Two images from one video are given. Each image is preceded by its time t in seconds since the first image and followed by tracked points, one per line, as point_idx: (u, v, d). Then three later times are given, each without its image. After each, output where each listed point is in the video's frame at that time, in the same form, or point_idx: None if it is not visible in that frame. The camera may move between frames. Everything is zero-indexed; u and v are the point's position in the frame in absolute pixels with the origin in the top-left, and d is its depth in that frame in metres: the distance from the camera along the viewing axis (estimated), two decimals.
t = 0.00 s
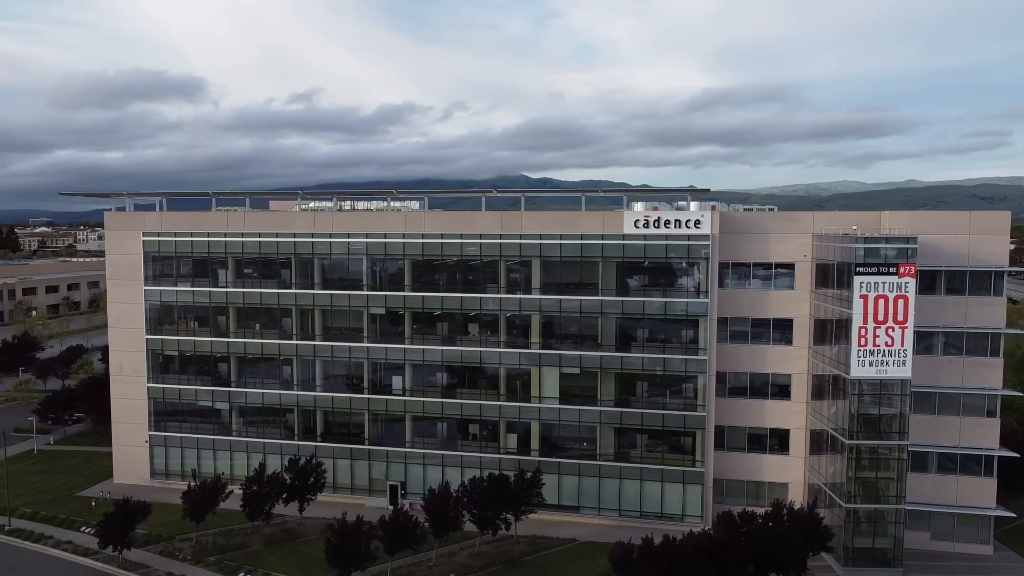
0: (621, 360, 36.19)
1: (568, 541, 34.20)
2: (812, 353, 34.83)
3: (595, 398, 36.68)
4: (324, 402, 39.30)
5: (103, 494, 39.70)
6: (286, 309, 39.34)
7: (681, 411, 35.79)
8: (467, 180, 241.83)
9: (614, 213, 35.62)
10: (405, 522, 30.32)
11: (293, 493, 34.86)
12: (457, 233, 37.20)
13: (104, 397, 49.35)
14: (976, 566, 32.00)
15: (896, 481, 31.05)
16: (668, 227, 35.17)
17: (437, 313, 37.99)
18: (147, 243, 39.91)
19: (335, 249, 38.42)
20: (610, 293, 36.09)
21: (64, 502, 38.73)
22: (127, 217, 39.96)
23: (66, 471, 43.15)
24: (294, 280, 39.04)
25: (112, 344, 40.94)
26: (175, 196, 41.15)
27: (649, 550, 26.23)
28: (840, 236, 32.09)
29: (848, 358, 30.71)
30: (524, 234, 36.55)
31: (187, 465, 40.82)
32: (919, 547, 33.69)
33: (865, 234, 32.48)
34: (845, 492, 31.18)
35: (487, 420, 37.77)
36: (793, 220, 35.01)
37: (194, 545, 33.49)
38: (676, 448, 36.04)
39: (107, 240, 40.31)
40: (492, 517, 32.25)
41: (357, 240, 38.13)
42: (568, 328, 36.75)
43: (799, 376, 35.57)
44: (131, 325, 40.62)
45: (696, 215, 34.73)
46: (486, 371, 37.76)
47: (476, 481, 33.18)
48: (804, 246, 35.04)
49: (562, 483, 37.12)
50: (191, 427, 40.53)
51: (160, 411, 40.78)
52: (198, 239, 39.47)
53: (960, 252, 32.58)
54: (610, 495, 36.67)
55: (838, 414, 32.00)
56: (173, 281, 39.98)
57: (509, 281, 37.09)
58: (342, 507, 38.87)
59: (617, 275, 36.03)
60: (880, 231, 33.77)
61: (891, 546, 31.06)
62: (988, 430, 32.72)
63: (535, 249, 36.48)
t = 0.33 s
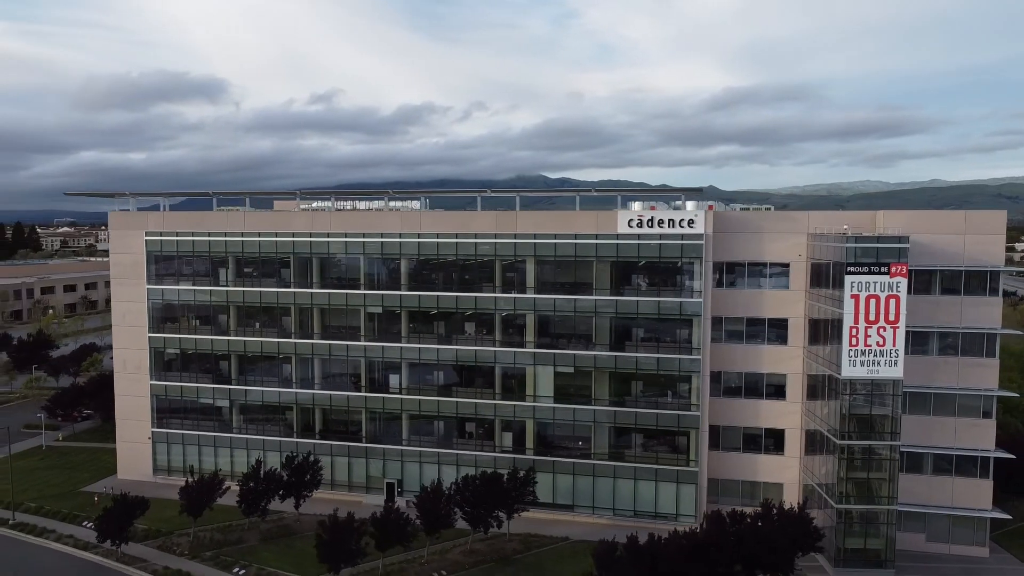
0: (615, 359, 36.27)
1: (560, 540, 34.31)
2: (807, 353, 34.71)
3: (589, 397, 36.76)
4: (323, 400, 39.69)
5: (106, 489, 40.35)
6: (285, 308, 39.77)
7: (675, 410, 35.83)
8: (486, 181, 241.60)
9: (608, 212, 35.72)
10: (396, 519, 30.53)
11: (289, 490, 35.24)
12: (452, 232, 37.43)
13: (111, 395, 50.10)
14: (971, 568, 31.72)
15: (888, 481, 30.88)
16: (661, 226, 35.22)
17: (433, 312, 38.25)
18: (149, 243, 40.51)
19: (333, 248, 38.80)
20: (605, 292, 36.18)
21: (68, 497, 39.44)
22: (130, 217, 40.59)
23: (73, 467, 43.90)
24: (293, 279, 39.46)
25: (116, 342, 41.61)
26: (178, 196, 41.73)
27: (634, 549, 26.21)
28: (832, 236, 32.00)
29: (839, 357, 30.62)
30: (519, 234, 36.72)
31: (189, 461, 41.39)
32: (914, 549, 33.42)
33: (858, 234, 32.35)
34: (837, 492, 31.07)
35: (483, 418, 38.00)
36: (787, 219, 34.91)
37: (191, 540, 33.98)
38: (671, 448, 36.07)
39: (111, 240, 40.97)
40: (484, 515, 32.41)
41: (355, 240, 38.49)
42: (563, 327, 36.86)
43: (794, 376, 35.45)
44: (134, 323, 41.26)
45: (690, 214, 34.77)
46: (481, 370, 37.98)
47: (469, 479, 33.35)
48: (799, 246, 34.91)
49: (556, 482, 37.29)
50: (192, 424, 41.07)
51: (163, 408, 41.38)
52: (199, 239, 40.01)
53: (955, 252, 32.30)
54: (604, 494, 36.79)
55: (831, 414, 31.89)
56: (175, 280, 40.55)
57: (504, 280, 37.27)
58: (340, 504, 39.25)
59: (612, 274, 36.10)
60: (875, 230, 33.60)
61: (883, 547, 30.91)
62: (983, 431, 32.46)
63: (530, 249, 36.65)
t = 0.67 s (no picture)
0: (609, 359, 36.35)
1: (553, 538, 34.46)
2: (801, 353, 34.60)
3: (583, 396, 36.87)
4: (321, 398, 40.11)
5: (109, 486, 41.00)
6: (284, 307, 40.22)
7: (668, 410, 35.89)
8: (501, 181, 241.91)
9: (602, 212, 35.83)
10: (387, 517, 30.75)
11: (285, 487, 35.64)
12: (447, 232, 37.68)
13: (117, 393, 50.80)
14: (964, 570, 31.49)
15: (880, 483, 30.72)
16: (655, 226, 35.29)
17: (429, 311, 38.52)
18: (152, 243, 41.12)
19: (330, 248, 39.19)
20: (599, 292, 36.28)
21: (73, 492, 40.13)
22: (133, 218, 41.23)
23: (79, 463, 44.65)
24: (292, 278, 39.90)
25: (119, 340, 42.26)
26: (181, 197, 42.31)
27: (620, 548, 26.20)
28: (824, 236, 31.94)
29: (830, 358, 30.54)
30: (514, 234, 36.91)
31: (191, 458, 41.95)
32: (908, 550, 33.23)
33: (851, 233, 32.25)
34: (829, 493, 30.98)
35: (478, 417, 38.23)
36: (782, 219, 34.83)
37: (188, 536, 34.47)
38: (664, 447, 36.15)
39: (115, 240, 41.63)
40: (476, 513, 32.60)
41: (352, 239, 38.85)
42: (558, 326, 37.01)
43: (789, 376, 35.34)
44: (137, 322, 41.90)
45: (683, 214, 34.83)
46: (477, 369, 38.19)
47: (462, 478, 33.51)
48: (793, 245, 34.81)
49: (551, 481, 37.45)
50: (194, 421, 41.62)
51: (166, 405, 41.99)
52: (200, 239, 40.56)
53: (950, 252, 32.07)
54: (598, 493, 36.93)
55: (823, 414, 31.79)
56: (177, 279, 41.13)
57: (500, 280, 37.49)
58: (338, 502, 39.66)
59: (606, 274, 36.19)
60: (869, 230, 33.45)
61: (875, 549, 30.77)
62: (979, 433, 32.22)
63: (525, 248, 36.82)
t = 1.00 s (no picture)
0: (602, 358, 36.44)
1: (545, 537, 34.62)
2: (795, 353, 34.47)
3: (577, 395, 36.96)
4: (319, 396, 40.55)
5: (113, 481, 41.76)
6: (283, 306, 40.70)
7: (661, 410, 35.93)
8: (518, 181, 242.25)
9: (595, 212, 35.94)
10: (377, 514, 31.02)
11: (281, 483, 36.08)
12: (443, 232, 37.97)
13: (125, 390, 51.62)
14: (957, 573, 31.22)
15: (870, 484, 30.53)
16: (648, 225, 35.34)
17: (425, 310, 38.82)
18: (156, 242, 41.80)
19: (328, 247, 39.62)
20: (592, 292, 36.37)
21: (78, 487, 40.93)
22: (138, 218, 41.93)
23: (85, 459, 45.49)
24: (290, 277, 40.38)
25: (123, 338, 43.00)
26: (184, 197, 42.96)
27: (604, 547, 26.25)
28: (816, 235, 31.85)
29: (819, 358, 30.44)
30: (508, 233, 37.10)
31: (193, 455, 42.60)
32: (901, 552, 33.00)
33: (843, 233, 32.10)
34: (819, 493, 30.86)
35: (474, 416, 38.47)
36: (776, 219, 34.72)
37: (186, 531, 35.04)
38: (657, 447, 36.18)
39: (120, 239, 42.36)
40: (467, 511, 32.80)
41: (349, 239, 39.26)
42: (552, 326, 37.14)
43: (783, 376, 35.23)
44: (141, 320, 42.62)
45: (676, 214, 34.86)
46: (472, 368, 38.42)
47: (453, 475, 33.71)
48: (787, 245, 34.69)
49: (545, 479, 37.61)
50: (196, 418, 42.25)
51: (169, 402, 42.67)
52: (202, 238, 41.16)
53: (943, 252, 31.83)
54: (591, 492, 37.06)
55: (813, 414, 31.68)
56: (179, 278, 41.79)
57: (494, 280, 37.70)
58: (335, 498, 40.09)
59: (599, 273, 36.27)
60: (862, 229, 33.27)
61: (865, 550, 30.61)
62: (973, 435, 31.93)
63: (518, 248, 37.01)
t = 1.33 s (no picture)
0: (596, 358, 36.50)
1: (538, 535, 34.75)
2: (788, 354, 34.37)
3: (571, 395, 37.04)
4: (318, 394, 40.93)
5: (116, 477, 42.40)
6: (283, 305, 41.12)
7: (654, 410, 35.94)
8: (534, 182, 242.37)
9: (589, 212, 36.03)
10: (369, 511, 31.24)
11: (278, 480, 36.42)
12: (439, 232, 38.22)
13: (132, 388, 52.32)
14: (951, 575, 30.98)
15: (861, 485, 30.35)
16: (641, 225, 35.37)
17: (421, 310, 39.07)
18: (159, 242, 42.40)
19: (326, 247, 40.01)
20: (586, 292, 36.45)
21: (82, 482, 41.63)
22: (141, 218, 42.56)
23: (91, 455, 46.22)
24: (289, 277, 40.80)
25: (127, 336, 43.67)
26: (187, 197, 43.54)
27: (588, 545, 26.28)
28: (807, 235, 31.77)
29: (810, 358, 30.35)
30: (502, 233, 37.27)
31: (194, 452, 43.16)
32: (895, 554, 32.79)
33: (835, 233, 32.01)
34: (809, 494, 30.75)
35: (470, 415, 38.67)
36: (769, 218, 34.63)
37: (184, 527, 35.53)
38: (651, 446, 36.20)
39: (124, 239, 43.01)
40: (459, 509, 32.95)
41: (347, 238, 39.61)
42: (547, 325, 37.24)
43: (776, 377, 35.14)
44: (145, 319, 43.27)
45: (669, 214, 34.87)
46: (468, 367, 38.63)
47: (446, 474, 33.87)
48: (781, 245, 34.60)
49: (539, 478, 37.75)
50: (197, 416, 42.80)
51: (171, 400, 43.26)
52: (203, 238, 41.69)
53: (936, 251, 31.61)
54: (586, 491, 37.17)
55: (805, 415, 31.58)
56: (181, 277, 42.36)
57: (490, 279, 37.88)
58: (333, 496, 40.47)
59: (593, 273, 36.34)
60: (855, 229, 33.12)
61: (857, 551, 30.45)
62: (967, 437, 31.67)
63: (513, 248, 37.17)
